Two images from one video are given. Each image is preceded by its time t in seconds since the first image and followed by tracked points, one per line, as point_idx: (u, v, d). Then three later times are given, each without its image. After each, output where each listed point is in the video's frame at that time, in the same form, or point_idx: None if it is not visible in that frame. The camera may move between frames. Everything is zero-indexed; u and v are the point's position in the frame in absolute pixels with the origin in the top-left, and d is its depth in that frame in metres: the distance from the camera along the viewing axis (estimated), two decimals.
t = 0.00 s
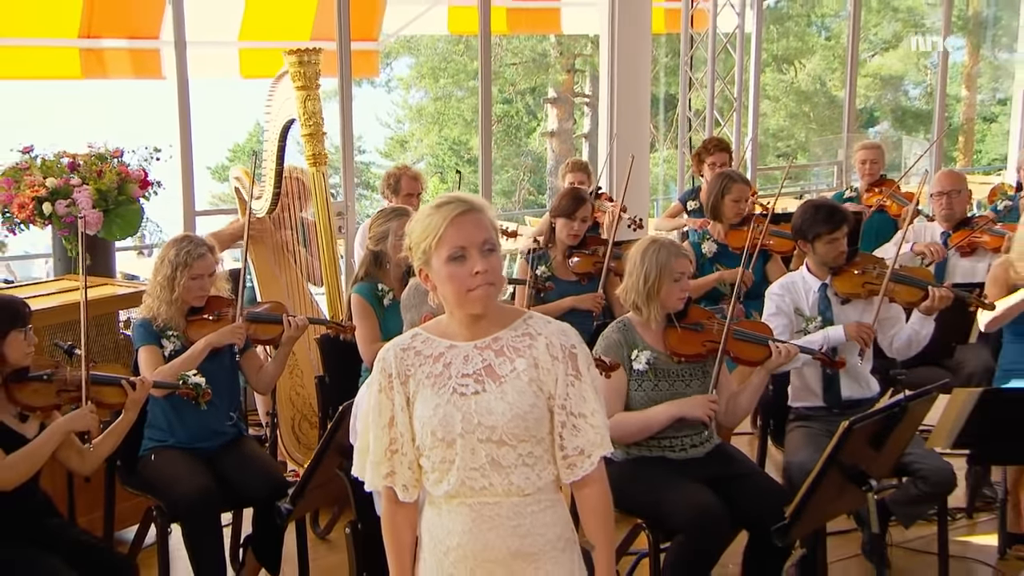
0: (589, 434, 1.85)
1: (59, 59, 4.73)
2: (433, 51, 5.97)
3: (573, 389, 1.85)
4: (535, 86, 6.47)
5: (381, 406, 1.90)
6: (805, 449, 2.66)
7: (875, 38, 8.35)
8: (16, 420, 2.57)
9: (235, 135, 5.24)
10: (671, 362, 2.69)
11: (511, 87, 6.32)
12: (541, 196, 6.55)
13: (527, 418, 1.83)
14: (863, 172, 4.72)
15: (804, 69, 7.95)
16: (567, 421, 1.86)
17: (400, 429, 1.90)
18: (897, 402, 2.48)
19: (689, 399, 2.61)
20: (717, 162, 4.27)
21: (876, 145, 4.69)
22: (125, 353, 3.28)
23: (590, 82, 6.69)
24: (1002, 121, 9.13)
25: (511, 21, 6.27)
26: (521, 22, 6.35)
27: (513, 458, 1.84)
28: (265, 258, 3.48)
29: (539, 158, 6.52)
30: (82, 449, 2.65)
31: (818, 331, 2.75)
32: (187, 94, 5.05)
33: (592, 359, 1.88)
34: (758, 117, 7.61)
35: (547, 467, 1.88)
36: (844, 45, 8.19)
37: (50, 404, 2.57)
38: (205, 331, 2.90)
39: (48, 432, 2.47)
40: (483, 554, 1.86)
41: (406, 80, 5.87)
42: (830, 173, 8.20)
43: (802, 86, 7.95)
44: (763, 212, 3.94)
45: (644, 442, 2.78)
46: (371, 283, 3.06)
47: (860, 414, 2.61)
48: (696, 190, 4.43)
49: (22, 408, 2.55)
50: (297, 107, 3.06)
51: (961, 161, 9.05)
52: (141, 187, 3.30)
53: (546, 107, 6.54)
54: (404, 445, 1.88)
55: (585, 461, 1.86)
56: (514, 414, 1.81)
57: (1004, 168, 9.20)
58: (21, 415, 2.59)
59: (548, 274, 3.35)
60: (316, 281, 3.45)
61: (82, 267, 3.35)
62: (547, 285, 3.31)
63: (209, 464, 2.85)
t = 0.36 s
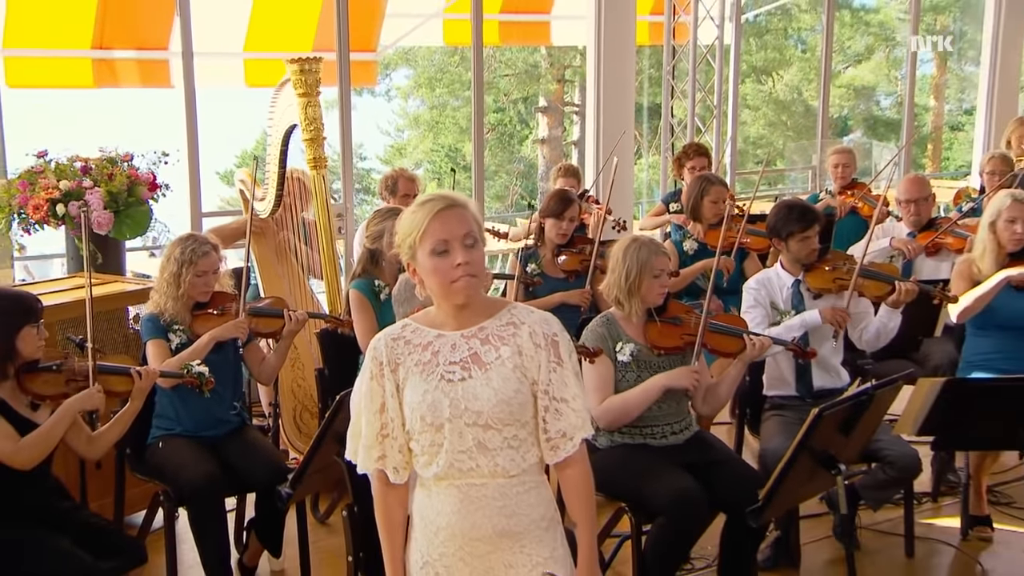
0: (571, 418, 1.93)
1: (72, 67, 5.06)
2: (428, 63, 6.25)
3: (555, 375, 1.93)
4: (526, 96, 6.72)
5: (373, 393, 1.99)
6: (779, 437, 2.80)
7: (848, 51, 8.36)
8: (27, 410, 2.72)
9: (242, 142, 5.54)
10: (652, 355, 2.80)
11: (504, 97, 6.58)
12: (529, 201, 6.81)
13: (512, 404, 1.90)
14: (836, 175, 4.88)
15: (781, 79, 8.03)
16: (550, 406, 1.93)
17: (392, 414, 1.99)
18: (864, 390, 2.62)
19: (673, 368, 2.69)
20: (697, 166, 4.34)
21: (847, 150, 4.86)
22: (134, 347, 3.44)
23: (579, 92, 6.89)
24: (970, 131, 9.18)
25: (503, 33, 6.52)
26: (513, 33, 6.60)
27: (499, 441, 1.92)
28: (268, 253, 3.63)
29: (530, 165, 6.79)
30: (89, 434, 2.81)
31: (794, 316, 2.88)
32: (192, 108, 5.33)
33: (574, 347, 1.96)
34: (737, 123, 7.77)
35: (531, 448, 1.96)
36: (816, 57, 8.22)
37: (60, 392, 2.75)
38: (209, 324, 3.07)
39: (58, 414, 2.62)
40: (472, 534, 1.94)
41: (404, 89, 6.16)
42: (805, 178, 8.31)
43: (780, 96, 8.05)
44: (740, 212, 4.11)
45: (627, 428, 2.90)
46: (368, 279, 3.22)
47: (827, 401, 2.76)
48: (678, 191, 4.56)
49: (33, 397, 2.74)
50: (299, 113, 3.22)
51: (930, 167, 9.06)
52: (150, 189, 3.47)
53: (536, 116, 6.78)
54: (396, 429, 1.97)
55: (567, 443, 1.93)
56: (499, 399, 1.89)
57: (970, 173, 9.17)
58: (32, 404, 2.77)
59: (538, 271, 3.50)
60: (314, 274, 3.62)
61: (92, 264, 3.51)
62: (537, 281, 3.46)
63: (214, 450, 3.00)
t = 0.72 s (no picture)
0: (555, 404, 1.92)
1: (86, 78, 5.26)
2: (425, 73, 6.49)
3: (540, 362, 1.93)
4: (519, 105, 7.02)
5: (364, 378, 1.98)
6: (755, 424, 2.94)
7: (823, 63, 8.72)
8: (38, 398, 2.88)
9: (247, 149, 5.79)
10: (635, 348, 2.93)
11: (498, 106, 6.87)
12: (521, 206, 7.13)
13: (498, 390, 1.90)
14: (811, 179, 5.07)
15: (760, 90, 8.46)
16: (534, 392, 1.93)
17: (383, 399, 1.99)
18: (833, 379, 2.76)
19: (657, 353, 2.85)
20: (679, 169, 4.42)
21: (822, 155, 5.04)
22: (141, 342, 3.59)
23: (569, 102, 7.23)
24: (938, 145, 9.29)
25: (495, 44, 6.80)
26: (504, 46, 6.87)
27: (485, 425, 1.92)
28: (270, 250, 3.77)
29: (523, 171, 7.09)
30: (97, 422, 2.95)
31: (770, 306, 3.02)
32: (199, 110, 5.54)
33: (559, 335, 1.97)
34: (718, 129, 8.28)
35: (516, 433, 1.95)
36: (792, 66, 8.63)
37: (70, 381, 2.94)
38: (212, 318, 3.23)
39: (68, 400, 2.77)
40: (459, 514, 1.94)
41: (402, 98, 6.39)
42: (780, 183, 8.63)
43: (759, 105, 8.49)
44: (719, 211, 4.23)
45: (610, 417, 3.03)
46: (365, 276, 3.39)
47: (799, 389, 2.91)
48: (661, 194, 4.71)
49: (45, 386, 2.91)
50: (300, 119, 3.40)
51: (901, 173, 9.17)
52: (157, 191, 3.64)
53: (528, 124, 7.08)
54: (387, 414, 1.96)
55: (551, 428, 1.93)
56: (486, 385, 1.89)
57: (938, 179, 9.32)
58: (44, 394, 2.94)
59: (528, 268, 3.65)
60: (313, 267, 3.78)
61: (102, 262, 3.68)
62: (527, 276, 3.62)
63: (218, 439, 3.16)
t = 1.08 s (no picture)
0: (537, 392, 2.03)
1: (95, 86, 5.62)
2: (423, 83, 6.98)
3: (523, 353, 2.03)
4: (511, 113, 7.55)
5: (358, 367, 2.08)
6: (731, 413, 3.08)
7: (799, 74, 9.19)
8: (48, 389, 3.03)
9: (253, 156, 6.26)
10: (617, 341, 3.06)
11: (491, 114, 7.41)
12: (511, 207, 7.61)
13: (483, 378, 2.01)
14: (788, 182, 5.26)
15: (739, 99, 8.94)
16: (517, 381, 2.04)
17: (376, 386, 2.08)
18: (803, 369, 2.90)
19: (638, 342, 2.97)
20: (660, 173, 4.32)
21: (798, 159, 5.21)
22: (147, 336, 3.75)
23: (558, 109, 7.78)
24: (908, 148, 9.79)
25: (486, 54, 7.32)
26: (495, 55, 7.40)
27: (470, 412, 2.02)
28: (270, 248, 3.94)
29: (514, 176, 7.58)
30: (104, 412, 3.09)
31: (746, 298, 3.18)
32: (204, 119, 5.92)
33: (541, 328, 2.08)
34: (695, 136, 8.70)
35: (500, 420, 2.06)
36: (766, 76, 9.04)
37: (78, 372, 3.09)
38: (214, 313, 3.40)
39: (75, 394, 2.91)
40: (445, 496, 2.04)
41: (402, 106, 6.87)
42: (759, 186, 9.09)
43: (739, 113, 8.95)
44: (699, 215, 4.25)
45: (595, 406, 3.16)
46: (361, 274, 3.56)
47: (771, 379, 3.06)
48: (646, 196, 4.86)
49: (54, 377, 3.06)
50: (300, 124, 3.52)
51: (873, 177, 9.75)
52: (163, 194, 3.80)
53: (520, 131, 7.62)
54: (379, 400, 2.07)
55: (533, 415, 2.04)
56: (471, 374, 2.00)
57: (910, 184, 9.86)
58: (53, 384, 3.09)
59: (517, 266, 3.81)
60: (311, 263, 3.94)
61: (110, 261, 3.86)
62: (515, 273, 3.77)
63: (221, 428, 3.32)
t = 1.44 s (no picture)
0: (517, 381, 2.10)
1: (106, 94, 6.13)
2: (418, 92, 7.37)
3: (503, 343, 2.10)
4: (502, 121, 7.85)
5: (350, 357, 2.20)
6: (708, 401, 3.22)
7: (776, 84, 9.36)
8: (56, 379, 3.19)
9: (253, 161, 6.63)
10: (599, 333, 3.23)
11: (482, 122, 7.73)
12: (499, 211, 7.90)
13: (464, 367, 2.09)
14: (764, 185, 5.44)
15: (719, 108, 9.19)
16: (498, 370, 2.11)
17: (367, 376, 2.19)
18: (776, 360, 3.02)
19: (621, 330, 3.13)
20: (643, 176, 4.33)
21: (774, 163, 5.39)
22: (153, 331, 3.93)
23: (549, 117, 8.00)
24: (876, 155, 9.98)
25: (479, 64, 7.65)
26: (487, 65, 7.72)
27: (453, 400, 2.10)
28: (273, 247, 4.07)
29: (506, 181, 7.93)
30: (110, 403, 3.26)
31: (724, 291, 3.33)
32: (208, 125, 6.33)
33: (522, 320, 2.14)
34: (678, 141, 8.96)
35: (482, 408, 2.14)
36: (741, 85, 9.24)
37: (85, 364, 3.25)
38: (216, 308, 3.57)
39: (81, 390, 3.07)
40: (430, 480, 2.13)
41: (397, 115, 7.28)
42: (737, 190, 9.41)
43: (718, 121, 9.21)
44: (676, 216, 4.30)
45: (579, 396, 3.29)
46: (357, 271, 3.74)
47: (746, 369, 3.22)
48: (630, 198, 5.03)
49: (63, 369, 3.22)
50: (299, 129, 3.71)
51: (846, 183, 9.89)
52: (169, 196, 3.99)
53: (511, 138, 7.89)
54: (370, 388, 2.18)
55: (513, 403, 2.11)
56: (453, 364, 2.08)
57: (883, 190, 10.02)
58: (63, 376, 3.26)
59: (507, 264, 3.96)
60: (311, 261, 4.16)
61: (118, 259, 4.05)
62: (504, 271, 3.92)
63: (223, 416, 3.49)
